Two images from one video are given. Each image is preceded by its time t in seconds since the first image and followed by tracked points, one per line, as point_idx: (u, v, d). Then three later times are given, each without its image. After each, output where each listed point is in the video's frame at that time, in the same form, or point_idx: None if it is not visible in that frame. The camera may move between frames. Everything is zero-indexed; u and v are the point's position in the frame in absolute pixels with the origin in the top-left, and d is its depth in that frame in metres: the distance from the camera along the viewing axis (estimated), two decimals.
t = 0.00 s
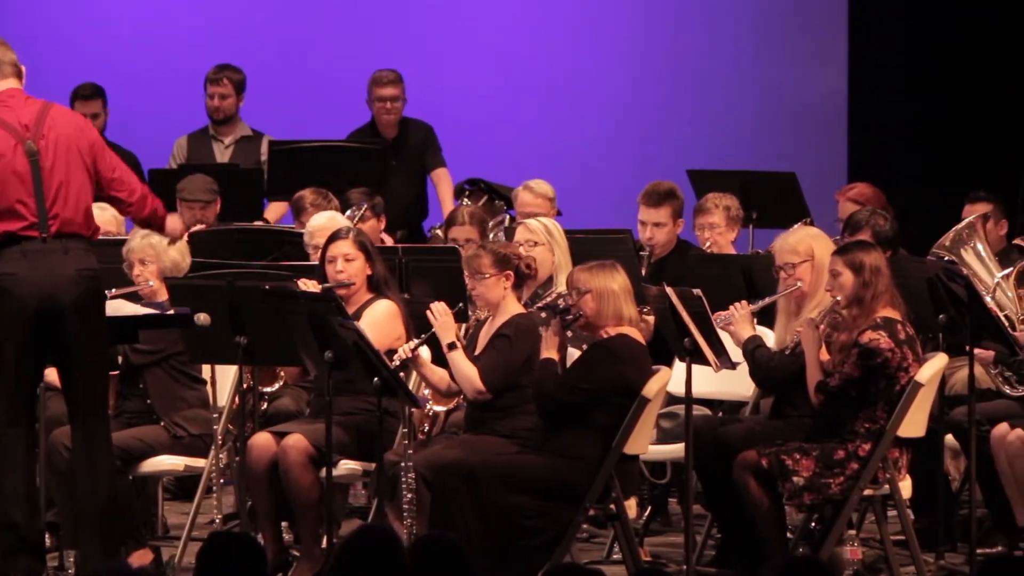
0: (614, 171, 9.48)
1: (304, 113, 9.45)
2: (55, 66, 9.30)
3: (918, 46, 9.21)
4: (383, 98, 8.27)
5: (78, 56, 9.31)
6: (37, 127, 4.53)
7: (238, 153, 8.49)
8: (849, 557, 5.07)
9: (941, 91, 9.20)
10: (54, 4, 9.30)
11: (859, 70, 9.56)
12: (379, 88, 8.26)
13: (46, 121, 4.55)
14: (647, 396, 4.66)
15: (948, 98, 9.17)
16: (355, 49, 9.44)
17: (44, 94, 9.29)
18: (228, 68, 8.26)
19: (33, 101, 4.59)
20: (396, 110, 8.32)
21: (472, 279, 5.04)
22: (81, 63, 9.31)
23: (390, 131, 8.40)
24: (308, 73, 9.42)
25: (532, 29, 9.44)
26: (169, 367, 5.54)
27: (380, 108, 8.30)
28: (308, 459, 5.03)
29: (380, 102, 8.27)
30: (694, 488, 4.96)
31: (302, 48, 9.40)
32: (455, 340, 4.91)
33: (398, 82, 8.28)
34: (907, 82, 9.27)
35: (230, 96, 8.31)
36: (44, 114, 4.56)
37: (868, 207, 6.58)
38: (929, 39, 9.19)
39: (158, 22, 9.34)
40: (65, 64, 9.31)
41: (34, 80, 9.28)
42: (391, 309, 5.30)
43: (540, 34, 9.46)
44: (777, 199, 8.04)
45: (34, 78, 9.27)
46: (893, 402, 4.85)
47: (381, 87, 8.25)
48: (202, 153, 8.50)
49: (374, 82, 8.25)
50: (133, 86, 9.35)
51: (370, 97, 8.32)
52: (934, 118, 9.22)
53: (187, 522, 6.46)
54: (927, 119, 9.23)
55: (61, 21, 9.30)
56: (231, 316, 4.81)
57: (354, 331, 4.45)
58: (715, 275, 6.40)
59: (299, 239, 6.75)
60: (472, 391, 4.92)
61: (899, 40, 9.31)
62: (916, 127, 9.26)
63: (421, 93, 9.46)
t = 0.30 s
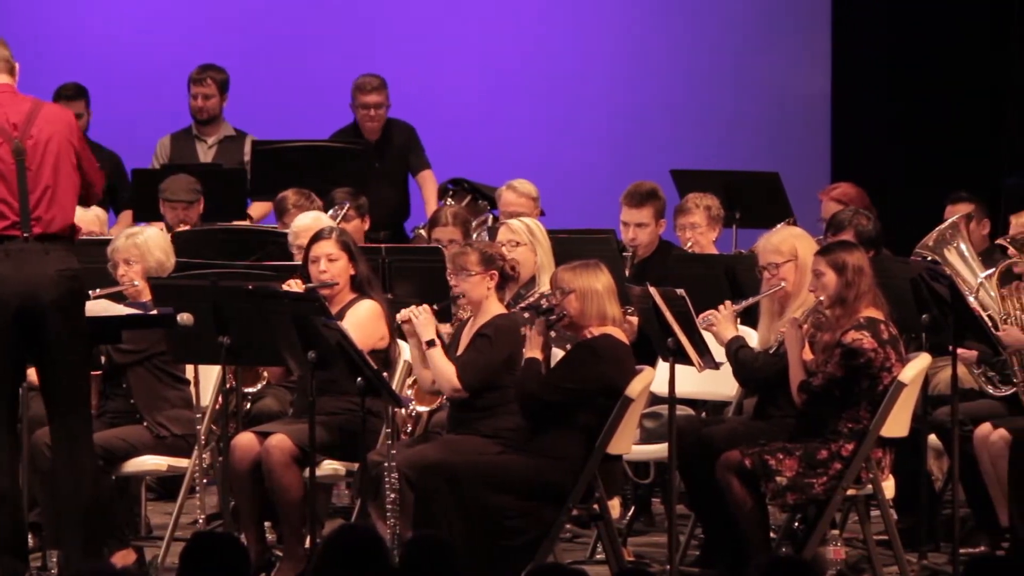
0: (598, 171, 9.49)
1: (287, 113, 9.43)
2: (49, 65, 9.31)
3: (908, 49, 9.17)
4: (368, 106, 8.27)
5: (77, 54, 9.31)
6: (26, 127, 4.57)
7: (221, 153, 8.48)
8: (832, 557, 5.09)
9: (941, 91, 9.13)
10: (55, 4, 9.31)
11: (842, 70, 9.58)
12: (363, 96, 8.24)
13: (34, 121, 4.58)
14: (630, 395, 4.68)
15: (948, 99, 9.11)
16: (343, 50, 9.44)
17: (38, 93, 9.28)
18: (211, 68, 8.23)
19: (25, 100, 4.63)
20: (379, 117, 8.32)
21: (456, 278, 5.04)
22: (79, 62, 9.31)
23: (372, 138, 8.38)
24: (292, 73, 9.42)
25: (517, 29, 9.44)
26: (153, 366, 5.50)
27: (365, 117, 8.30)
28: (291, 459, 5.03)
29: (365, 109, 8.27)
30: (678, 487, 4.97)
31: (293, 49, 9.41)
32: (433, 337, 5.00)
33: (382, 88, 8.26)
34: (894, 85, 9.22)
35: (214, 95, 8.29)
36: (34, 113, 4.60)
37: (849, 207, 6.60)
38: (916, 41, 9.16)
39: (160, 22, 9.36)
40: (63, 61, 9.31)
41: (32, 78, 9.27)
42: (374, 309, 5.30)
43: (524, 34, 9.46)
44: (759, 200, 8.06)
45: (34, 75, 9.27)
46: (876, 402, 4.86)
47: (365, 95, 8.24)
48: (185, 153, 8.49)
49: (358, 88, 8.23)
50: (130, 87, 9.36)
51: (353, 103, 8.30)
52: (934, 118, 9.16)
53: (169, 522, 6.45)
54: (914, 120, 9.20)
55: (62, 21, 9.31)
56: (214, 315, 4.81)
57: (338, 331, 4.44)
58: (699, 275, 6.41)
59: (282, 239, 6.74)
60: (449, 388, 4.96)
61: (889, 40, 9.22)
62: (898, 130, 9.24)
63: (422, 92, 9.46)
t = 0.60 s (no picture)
0: (579, 171, 9.49)
1: (268, 113, 9.44)
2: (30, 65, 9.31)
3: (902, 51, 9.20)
4: (347, 110, 8.26)
5: (68, 52, 9.34)
6: None
7: (201, 153, 8.47)
8: (812, 557, 5.10)
9: (941, 91, 9.10)
10: (43, 5, 9.34)
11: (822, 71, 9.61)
12: (341, 99, 8.23)
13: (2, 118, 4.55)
14: (612, 394, 4.71)
15: (948, 98, 9.07)
16: (338, 50, 9.44)
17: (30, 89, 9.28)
18: (191, 68, 8.17)
19: None
20: (357, 119, 8.31)
21: (437, 278, 5.04)
22: (74, 60, 9.34)
23: (353, 138, 8.38)
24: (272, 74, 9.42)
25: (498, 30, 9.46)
26: (132, 366, 5.51)
27: (344, 120, 8.30)
28: (271, 459, 5.03)
29: (343, 112, 8.25)
30: (657, 487, 4.98)
31: (294, 48, 9.41)
32: (415, 325, 4.99)
33: (360, 92, 8.25)
34: (889, 85, 9.27)
35: (193, 95, 8.26)
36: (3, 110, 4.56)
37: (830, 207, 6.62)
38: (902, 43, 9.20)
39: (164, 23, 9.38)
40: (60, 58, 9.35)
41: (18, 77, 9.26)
42: (355, 309, 5.30)
43: (505, 35, 9.47)
44: (738, 200, 8.08)
45: (32, 71, 9.29)
46: (856, 402, 4.87)
47: (344, 97, 8.23)
48: (166, 153, 8.47)
49: (337, 91, 8.22)
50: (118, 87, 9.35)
51: (332, 107, 8.29)
52: (934, 118, 9.14)
53: (149, 522, 6.44)
54: (902, 122, 9.25)
55: (62, 20, 9.34)
56: (193, 315, 4.79)
57: (318, 331, 4.45)
58: (679, 275, 6.42)
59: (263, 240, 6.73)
60: (417, 377, 4.94)
61: (870, 40, 9.31)
62: (895, 130, 9.28)
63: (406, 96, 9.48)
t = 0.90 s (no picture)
0: (557, 171, 9.48)
1: (242, 112, 9.29)
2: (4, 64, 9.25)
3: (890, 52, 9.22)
4: (324, 117, 8.27)
5: (62, 51, 9.13)
6: None
7: (177, 153, 8.44)
8: (788, 557, 5.13)
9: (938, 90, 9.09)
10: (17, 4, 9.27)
11: (798, 71, 9.64)
12: (318, 105, 8.26)
13: None
14: (587, 395, 4.72)
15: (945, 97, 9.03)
16: (317, 51, 9.32)
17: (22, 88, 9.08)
18: (168, 69, 8.16)
19: None
20: (334, 127, 8.32)
21: (414, 277, 5.04)
22: (72, 60, 9.13)
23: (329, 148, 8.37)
24: (247, 70, 9.28)
25: (476, 29, 9.42)
26: (107, 366, 5.49)
27: (320, 127, 8.30)
28: (247, 459, 5.02)
29: (320, 119, 8.27)
30: (633, 487, 4.99)
31: (292, 48, 9.29)
32: (389, 325, 5.05)
33: (338, 99, 8.29)
34: (866, 85, 9.31)
35: (170, 96, 8.26)
36: None
37: (807, 207, 6.65)
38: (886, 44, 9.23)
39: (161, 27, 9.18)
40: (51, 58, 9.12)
41: None
42: (330, 309, 5.29)
43: (481, 35, 9.42)
44: (715, 200, 8.10)
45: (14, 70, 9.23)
46: (830, 402, 4.88)
47: (321, 104, 8.26)
48: (141, 153, 8.44)
49: (315, 97, 8.25)
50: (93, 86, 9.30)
51: (309, 115, 8.32)
52: (934, 117, 9.10)
53: (125, 522, 6.42)
54: (886, 124, 9.28)
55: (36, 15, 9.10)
56: (169, 315, 4.77)
57: (293, 331, 4.44)
58: (656, 275, 6.44)
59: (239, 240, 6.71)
60: (392, 377, 4.98)
61: (846, 40, 9.34)
62: (891, 128, 9.26)
63: (384, 92, 9.38)
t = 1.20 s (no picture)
0: (531, 171, 9.47)
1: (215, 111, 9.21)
2: None
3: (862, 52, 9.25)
4: (293, 106, 8.23)
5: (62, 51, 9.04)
6: None
7: (149, 153, 8.41)
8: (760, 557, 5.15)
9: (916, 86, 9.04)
10: None
11: (770, 72, 9.68)
12: (288, 95, 8.22)
13: None
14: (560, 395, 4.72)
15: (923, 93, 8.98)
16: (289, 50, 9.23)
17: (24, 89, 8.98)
18: (141, 69, 8.16)
19: None
20: (303, 118, 8.29)
21: (387, 277, 5.04)
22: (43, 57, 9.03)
23: (298, 137, 8.34)
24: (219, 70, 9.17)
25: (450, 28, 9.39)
26: (79, 366, 5.47)
27: (289, 117, 8.27)
28: (219, 459, 5.00)
29: (288, 109, 8.23)
30: (606, 487, 5.00)
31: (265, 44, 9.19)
32: (361, 322, 5.06)
33: (307, 89, 8.25)
34: (837, 86, 9.36)
35: (144, 97, 8.23)
36: None
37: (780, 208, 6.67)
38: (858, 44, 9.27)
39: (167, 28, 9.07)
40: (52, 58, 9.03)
41: None
42: (301, 308, 5.29)
43: (455, 35, 9.40)
44: (687, 200, 8.13)
45: None
46: (802, 402, 4.90)
47: (290, 95, 8.21)
48: (113, 153, 8.41)
49: (284, 87, 8.21)
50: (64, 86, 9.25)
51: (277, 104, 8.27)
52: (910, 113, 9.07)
53: (97, 523, 6.40)
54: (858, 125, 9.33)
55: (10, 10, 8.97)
56: (142, 315, 4.77)
57: (265, 331, 4.44)
58: (629, 275, 6.46)
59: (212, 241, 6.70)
60: (362, 374, 4.96)
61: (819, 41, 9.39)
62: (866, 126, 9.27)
63: (358, 92, 9.31)
